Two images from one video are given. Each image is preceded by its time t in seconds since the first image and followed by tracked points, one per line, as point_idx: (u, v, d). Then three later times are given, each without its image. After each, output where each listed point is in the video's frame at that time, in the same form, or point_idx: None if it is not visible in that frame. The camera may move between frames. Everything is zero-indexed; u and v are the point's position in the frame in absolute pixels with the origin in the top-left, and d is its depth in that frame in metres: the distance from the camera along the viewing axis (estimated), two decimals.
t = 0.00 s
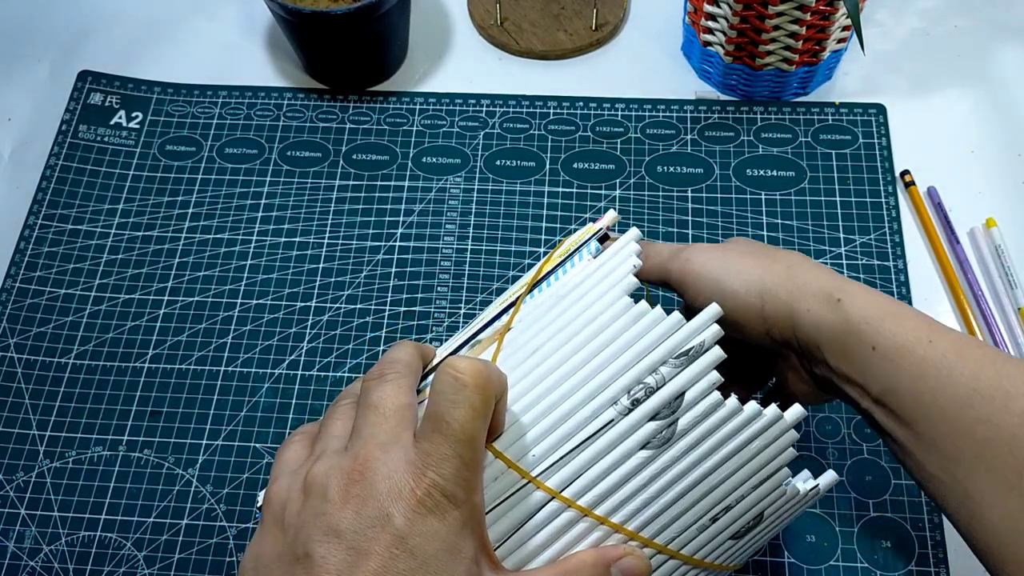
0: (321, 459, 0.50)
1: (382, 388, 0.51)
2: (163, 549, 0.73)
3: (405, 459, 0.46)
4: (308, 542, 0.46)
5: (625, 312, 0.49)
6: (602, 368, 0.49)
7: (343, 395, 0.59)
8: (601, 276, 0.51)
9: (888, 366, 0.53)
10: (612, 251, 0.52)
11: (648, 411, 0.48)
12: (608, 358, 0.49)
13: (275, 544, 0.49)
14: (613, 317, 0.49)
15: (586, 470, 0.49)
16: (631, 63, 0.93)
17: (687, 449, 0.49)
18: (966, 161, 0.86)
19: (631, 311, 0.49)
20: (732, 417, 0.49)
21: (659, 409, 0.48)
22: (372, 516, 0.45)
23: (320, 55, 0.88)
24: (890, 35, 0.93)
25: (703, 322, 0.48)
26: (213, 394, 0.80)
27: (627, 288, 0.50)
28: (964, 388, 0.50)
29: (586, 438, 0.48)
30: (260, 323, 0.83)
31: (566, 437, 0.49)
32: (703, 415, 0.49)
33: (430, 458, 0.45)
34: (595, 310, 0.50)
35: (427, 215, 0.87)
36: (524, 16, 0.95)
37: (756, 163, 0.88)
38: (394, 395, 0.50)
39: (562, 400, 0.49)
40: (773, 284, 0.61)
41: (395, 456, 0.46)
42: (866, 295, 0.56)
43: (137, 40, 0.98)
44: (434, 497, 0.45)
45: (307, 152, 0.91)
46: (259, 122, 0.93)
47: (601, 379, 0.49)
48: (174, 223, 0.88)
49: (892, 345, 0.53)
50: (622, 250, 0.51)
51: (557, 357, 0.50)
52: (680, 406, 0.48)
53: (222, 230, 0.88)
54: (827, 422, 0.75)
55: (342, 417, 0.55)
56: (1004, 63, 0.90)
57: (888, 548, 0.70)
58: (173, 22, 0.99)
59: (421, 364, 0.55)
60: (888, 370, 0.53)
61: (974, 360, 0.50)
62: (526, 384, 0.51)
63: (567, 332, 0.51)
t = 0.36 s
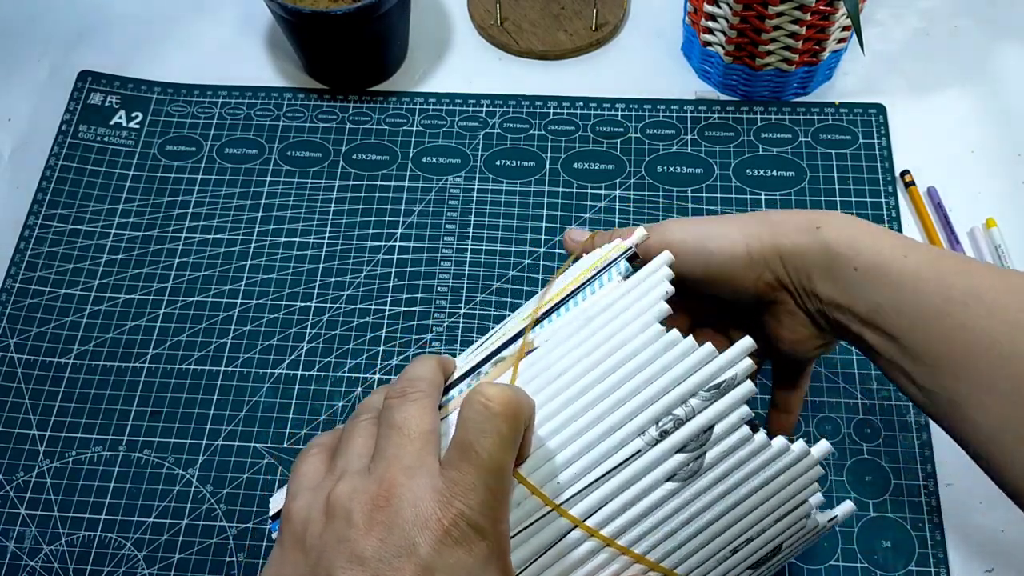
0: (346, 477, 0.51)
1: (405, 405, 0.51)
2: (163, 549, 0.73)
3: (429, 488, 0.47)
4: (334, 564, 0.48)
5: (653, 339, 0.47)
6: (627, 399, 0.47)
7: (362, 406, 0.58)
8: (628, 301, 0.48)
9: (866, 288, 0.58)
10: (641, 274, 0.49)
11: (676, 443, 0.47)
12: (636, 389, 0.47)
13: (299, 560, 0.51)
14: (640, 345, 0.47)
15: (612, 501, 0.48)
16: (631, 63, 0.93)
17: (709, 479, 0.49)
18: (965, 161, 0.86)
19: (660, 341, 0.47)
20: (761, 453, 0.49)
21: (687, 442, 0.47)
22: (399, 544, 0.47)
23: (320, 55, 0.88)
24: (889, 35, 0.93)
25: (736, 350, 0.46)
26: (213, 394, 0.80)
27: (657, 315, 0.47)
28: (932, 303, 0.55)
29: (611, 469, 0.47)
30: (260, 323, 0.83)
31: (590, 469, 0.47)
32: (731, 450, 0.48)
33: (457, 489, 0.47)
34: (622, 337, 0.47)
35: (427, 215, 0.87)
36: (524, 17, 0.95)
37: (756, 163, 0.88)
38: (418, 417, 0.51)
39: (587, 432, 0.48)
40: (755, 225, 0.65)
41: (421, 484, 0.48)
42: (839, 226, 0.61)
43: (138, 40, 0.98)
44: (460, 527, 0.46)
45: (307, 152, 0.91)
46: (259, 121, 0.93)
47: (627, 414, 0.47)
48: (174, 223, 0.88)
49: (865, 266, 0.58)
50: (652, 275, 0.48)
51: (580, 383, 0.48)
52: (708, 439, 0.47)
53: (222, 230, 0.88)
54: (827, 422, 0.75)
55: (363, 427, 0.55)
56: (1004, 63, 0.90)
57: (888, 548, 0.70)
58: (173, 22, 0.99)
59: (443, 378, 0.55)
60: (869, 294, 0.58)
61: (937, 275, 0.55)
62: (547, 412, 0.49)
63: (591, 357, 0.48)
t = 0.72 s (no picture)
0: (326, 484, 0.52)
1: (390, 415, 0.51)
2: (163, 549, 0.73)
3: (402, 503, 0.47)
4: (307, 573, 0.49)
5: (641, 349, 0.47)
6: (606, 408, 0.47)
7: (352, 411, 0.58)
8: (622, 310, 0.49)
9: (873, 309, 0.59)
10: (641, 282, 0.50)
11: (658, 460, 0.47)
12: (616, 400, 0.47)
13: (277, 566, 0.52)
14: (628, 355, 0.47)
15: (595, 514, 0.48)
16: (631, 63, 0.93)
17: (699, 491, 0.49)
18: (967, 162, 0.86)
19: (648, 353, 0.47)
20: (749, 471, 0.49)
21: (672, 459, 0.47)
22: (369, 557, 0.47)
23: (320, 55, 0.88)
24: (890, 35, 0.93)
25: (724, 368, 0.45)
26: (213, 394, 0.80)
27: (647, 327, 0.47)
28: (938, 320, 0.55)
29: (592, 482, 0.48)
30: (260, 323, 0.83)
31: (570, 481, 0.48)
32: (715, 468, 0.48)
33: (424, 505, 0.46)
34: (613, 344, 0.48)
35: (427, 215, 0.87)
36: (524, 16, 0.95)
37: (756, 163, 0.88)
38: (399, 428, 0.50)
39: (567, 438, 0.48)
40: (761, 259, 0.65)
41: (393, 496, 0.48)
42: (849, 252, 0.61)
43: (138, 40, 0.98)
44: (428, 542, 0.46)
45: (307, 152, 0.91)
46: (259, 122, 0.93)
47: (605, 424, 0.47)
48: (174, 223, 0.88)
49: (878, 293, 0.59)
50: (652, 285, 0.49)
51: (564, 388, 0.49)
52: (693, 458, 0.47)
53: (222, 230, 0.88)
54: (827, 422, 0.76)
55: (350, 434, 0.55)
56: (1004, 63, 0.90)
57: (888, 548, 0.70)
58: (173, 22, 0.99)
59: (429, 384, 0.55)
60: (881, 318, 0.58)
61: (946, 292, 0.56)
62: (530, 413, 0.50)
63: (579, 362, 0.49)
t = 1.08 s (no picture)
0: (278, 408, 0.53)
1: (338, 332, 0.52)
2: (163, 549, 0.73)
3: (339, 407, 0.50)
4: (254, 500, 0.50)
5: (593, 295, 0.50)
6: (552, 356, 0.49)
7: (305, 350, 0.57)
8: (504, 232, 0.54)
9: (913, 407, 0.51)
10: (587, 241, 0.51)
11: (564, 355, 0.50)
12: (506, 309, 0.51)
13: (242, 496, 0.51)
14: (574, 303, 0.50)
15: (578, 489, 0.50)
16: (631, 63, 0.93)
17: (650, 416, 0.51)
18: (967, 162, 0.86)
19: (531, 251, 0.52)
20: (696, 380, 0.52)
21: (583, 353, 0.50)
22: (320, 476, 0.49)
23: (320, 55, 0.88)
24: (890, 35, 0.93)
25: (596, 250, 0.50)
26: (213, 394, 0.80)
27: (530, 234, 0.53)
28: (982, 408, 0.49)
29: (498, 388, 0.49)
30: (260, 323, 0.83)
31: (478, 393, 0.50)
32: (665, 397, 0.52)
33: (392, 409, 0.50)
34: (550, 289, 0.50)
35: (427, 215, 0.87)
36: (524, 16, 0.95)
37: (756, 163, 0.88)
38: (350, 343, 0.51)
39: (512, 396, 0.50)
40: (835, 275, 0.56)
41: (372, 408, 0.49)
42: (950, 316, 0.52)
43: (138, 40, 0.98)
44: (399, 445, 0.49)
45: (307, 152, 0.91)
46: (260, 122, 0.93)
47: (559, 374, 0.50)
48: (174, 223, 0.88)
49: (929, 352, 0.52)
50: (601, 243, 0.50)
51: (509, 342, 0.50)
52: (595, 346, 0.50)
53: (222, 230, 0.88)
54: (827, 422, 0.75)
55: (311, 353, 0.56)
56: (1004, 64, 0.90)
57: (888, 548, 0.70)
58: (173, 22, 0.99)
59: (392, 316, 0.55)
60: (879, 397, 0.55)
61: (989, 369, 0.50)
62: (475, 369, 0.51)
63: (523, 315, 0.50)
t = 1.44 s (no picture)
0: (410, 364, 0.59)
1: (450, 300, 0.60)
2: (163, 549, 0.73)
3: (482, 354, 0.57)
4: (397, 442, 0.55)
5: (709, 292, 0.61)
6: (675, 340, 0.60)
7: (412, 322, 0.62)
8: (621, 235, 0.62)
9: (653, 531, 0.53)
10: (701, 251, 0.62)
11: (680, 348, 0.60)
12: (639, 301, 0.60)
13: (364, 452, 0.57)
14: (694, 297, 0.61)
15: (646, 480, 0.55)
16: (631, 63, 0.93)
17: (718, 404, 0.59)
18: (967, 161, 0.86)
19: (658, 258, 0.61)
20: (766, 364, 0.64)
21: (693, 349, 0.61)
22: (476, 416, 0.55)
23: (320, 55, 0.88)
24: (890, 35, 0.93)
25: (710, 252, 0.63)
26: (213, 394, 0.80)
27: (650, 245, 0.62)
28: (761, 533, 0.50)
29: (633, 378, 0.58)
30: (260, 323, 0.83)
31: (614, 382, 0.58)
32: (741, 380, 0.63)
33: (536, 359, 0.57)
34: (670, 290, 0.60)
35: (427, 215, 0.87)
36: (524, 16, 0.95)
37: (756, 163, 0.88)
38: (491, 304, 0.58)
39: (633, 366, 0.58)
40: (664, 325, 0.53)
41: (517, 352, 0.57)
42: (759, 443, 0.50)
43: (138, 40, 0.98)
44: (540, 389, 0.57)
45: (307, 152, 0.91)
46: (260, 121, 0.93)
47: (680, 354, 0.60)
48: (174, 223, 0.88)
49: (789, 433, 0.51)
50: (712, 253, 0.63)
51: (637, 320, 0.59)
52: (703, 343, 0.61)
53: (222, 230, 0.88)
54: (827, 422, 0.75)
55: (427, 319, 0.61)
56: (1004, 64, 0.90)
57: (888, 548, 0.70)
58: (173, 22, 0.99)
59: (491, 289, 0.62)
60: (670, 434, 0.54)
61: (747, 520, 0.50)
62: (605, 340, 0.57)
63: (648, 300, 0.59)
